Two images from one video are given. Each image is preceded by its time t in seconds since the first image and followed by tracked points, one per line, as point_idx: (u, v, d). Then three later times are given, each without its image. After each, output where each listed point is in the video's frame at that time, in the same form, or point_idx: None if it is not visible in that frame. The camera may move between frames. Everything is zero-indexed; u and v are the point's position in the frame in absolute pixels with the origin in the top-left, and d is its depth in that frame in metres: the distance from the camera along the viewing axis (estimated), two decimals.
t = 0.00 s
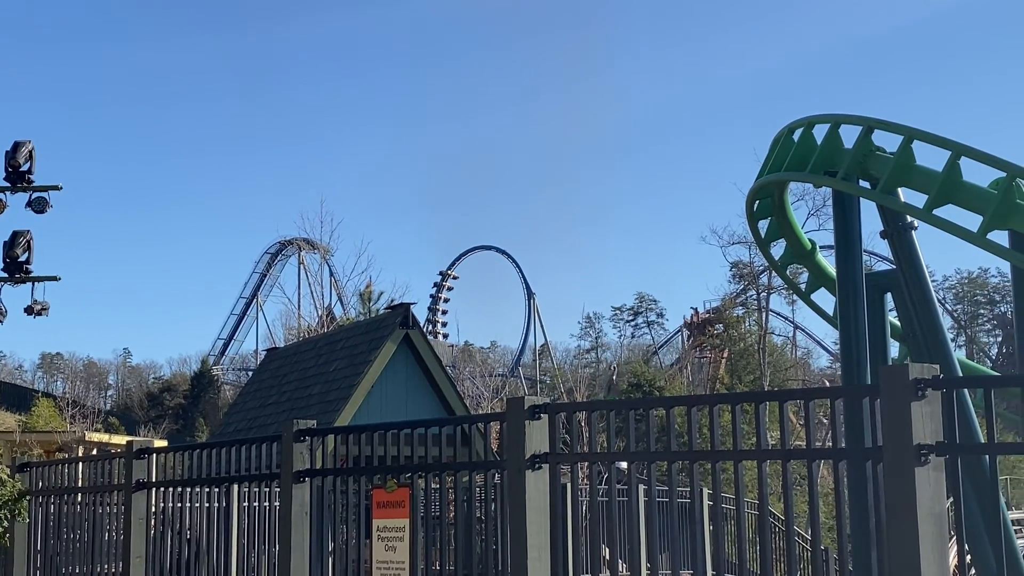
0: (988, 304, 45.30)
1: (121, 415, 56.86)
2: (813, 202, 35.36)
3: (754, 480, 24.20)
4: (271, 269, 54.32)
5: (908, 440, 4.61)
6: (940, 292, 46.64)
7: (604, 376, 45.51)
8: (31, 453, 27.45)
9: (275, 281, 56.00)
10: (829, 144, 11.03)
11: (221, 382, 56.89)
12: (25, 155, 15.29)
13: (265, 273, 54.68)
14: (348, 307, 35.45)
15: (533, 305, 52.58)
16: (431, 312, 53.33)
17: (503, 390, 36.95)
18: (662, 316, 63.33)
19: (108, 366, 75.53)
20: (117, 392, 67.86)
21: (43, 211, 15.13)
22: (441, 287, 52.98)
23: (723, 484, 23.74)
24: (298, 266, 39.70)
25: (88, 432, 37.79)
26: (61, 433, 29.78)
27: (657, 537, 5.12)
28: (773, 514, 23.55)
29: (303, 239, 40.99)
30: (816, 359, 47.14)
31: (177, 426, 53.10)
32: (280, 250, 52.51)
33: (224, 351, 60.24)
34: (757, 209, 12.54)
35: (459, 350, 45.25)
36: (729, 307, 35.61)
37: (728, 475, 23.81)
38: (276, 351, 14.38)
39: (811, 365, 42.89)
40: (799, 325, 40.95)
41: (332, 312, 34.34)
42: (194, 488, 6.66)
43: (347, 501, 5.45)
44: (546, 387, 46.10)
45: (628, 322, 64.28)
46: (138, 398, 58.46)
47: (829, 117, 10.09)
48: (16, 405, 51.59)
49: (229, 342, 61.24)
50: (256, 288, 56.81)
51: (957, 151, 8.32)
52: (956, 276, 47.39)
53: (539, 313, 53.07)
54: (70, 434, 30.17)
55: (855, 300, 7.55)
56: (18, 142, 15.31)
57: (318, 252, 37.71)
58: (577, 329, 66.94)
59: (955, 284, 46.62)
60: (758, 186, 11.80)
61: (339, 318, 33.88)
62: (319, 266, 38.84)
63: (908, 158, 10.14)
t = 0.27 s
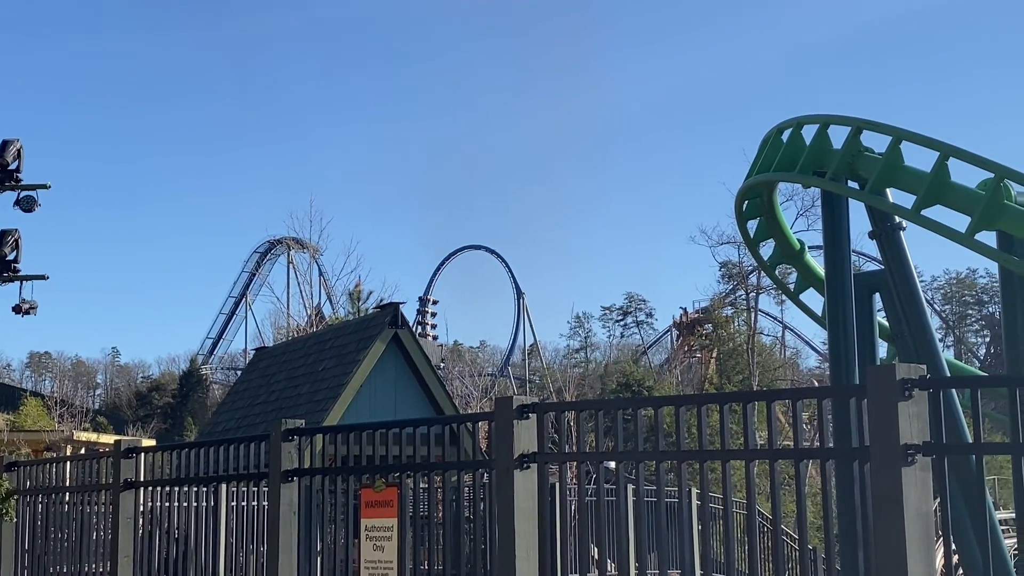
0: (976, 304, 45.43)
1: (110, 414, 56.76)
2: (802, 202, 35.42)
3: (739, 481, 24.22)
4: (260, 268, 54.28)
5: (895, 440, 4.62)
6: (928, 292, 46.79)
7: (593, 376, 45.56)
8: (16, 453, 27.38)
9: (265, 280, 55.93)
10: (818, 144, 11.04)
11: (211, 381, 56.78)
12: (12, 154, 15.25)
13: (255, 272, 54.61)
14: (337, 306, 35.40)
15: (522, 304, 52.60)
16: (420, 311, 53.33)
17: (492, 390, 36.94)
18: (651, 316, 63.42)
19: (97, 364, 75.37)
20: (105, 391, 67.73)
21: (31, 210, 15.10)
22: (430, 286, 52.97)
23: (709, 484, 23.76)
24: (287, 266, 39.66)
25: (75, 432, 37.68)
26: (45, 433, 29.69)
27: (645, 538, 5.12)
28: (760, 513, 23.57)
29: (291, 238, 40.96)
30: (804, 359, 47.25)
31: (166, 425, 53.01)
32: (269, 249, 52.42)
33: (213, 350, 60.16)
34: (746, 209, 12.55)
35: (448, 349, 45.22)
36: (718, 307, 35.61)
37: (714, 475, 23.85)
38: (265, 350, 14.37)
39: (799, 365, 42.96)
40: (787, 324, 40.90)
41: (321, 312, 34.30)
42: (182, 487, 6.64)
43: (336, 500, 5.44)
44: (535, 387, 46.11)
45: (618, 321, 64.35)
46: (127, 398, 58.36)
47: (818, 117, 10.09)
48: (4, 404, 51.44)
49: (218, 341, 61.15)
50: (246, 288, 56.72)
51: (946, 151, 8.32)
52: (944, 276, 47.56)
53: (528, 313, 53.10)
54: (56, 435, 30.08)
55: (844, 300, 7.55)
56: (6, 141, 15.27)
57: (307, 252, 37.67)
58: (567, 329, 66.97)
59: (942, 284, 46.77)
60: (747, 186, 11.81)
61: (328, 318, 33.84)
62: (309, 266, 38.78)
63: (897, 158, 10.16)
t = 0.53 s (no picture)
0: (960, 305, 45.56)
1: (94, 415, 56.53)
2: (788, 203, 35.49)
3: (720, 480, 24.26)
4: (246, 268, 54.16)
5: (878, 440, 4.65)
6: (914, 293, 46.93)
7: (579, 376, 45.56)
8: None
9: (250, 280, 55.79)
10: (803, 145, 11.07)
11: (197, 382, 56.61)
12: None
13: (241, 272, 54.49)
14: (323, 306, 35.36)
15: (509, 305, 52.59)
16: (407, 312, 53.27)
17: (478, 391, 36.90)
18: (638, 317, 63.49)
19: (81, 364, 75.10)
20: (90, 391, 67.50)
21: (16, 209, 15.04)
22: (417, 286, 52.92)
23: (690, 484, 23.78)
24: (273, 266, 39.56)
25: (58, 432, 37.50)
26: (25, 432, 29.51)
27: (630, 537, 5.14)
28: (741, 512, 23.60)
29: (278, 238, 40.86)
30: (790, 359, 47.34)
31: (151, 426, 52.85)
32: (255, 250, 52.31)
33: (199, 350, 60.03)
34: (732, 210, 12.58)
35: (435, 350, 45.16)
36: (704, 308, 35.56)
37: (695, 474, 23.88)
38: (251, 350, 14.35)
39: (785, 365, 43.05)
40: (773, 325, 40.89)
41: (307, 312, 34.23)
42: (166, 487, 6.63)
43: (321, 500, 5.44)
44: (522, 388, 46.09)
45: (604, 322, 64.39)
46: (112, 398, 58.15)
47: (803, 118, 10.11)
48: None
49: (203, 341, 60.98)
50: (231, 288, 56.57)
51: (931, 153, 8.35)
52: (930, 277, 47.68)
53: (515, 313, 53.10)
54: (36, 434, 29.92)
55: (829, 300, 7.58)
56: None
57: (293, 251, 37.59)
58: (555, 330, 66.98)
59: (927, 285, 46.91)
60: (733, 186, 11.84)
61: (314, 318, 33.79)
62: (295, 265, 38.68)
63: (882, 160, 10.19)
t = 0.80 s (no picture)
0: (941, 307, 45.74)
1: (76, 415, 56.26)
2: (771, 205, 35.54)
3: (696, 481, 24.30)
4: (229, 268, 54.02)
5: (858, 440, 4.66)
6: (896, 294, 47.09)
7: (563, 377, 45.55)
8: None
9: (233, 280, 55.62)
10: (786, 146, 11.10)
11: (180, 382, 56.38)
12: None
13: (224, 272, 54.34)
14: (306, 307, 35.29)
15: (493, 305, 52.59)
16: (391, 312, 53.22)
17: (461, 392, 36.84)
18: (621, 317, 63.58)
19: (63, 364, 74.78)
20: (71, 391, 67.20)
21: None
22: (401, 287, 52.86)
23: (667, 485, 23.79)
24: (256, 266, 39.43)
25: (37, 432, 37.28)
26: None
27: (612, 538, 5.15)
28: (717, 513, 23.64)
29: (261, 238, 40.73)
30: (773, 361, 47.43)
31: (133, 426, 52.65)
32: (238, 250, 52.16)
33: (181, 350, 59.83)
34: (716, 211, 12.61)
35: (418, 350, 45.08)
36: (687, 309, 35.43)
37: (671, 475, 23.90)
38: (234, 350, 14.32)
39: (768, 367, 43.15)
40: (755, 326, 40.96)
41: (289, 312, 34.13)
42: (146, 487, 6.61)
43: (303, 500, 5.43)
44: (505, 389, 46.05)
45: (588, 323, 64.45)
46: (93, 398, 57.90)
47: (786, 120, 10.13)
48: None
49: (186, 341, 60.79)
50: (214, 288, 56.39)
51: (912, 155, 8.38)
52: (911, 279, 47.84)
53: (499, 314, 53.11)
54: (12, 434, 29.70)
55: (811, 301, 7.60)
56: None
57: (276, 251, 37.49)
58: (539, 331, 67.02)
59: (909, 287, 47.08)
60: (717, 188, 11.86)
61: (297, 319, 33.69)
62: (279, 265, 38.57)
63: (865, 162, 10.22)
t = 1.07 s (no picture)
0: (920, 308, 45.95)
1: (54, 415, 55.99)
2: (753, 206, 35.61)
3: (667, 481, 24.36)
4: (211, 267, 53.87)
5: (835, 442, 4.67)
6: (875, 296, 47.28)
7: (544, 378, 45.57)
8: None
9: (214, 280, 55.45)
10: (767, 148, 11.12)
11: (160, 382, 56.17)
12: None
13: (205, 272, 54.20)
14: (288, 307, 35.26)
15: (475, 306, 52.60)
16: (372, 312, 53.19)
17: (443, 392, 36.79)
18: (602, 318, 63.71)
19: (43, 364, 74.46)
20: (50, 391, 66.90)
21: None
22: (383, 287, 52.80)
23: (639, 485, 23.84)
24: (237, 266, 39.30)
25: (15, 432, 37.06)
26: None
27: (591, 539, 5.15)
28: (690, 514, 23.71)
29: (243, 237, 40.60)
30: (752, 361, 47.57)
31: (113, 426, 52.47)
32: (219, 249, 52.02)
33: (161, 350, 59.65)
34: (697, 212, 12.64)
35: (400, 351, 45.03)
36: (669, 310, 34.98)
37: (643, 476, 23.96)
38: (214, 350, 14.30)
39: (749, 367, 43.30)
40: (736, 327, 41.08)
41: (270, 312, 34.05)
42: (124, 488, 6.61)
43: (281, 502, 5.43)
44: (487, 389, 46.03)
45: (569, 323, 64.54)
46: (73, 398, 57.68)
47: (766, 122, 10.15)
48: None
49: (166, 341, 60.61)
50: (195, 288, 56.22)
51: (891, 158, 8.40)
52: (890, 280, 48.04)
53: (480, 315, 53.12)
54: None
55: (792, 302, 7.62)
56: None
57: (258, 251, 37.40)
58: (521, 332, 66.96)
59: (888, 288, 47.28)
60: (698, 189, 11.89)
61: (277, 319, 33.62)
62: (260, 266, 38.41)
63: (844, 164, 10.25)
